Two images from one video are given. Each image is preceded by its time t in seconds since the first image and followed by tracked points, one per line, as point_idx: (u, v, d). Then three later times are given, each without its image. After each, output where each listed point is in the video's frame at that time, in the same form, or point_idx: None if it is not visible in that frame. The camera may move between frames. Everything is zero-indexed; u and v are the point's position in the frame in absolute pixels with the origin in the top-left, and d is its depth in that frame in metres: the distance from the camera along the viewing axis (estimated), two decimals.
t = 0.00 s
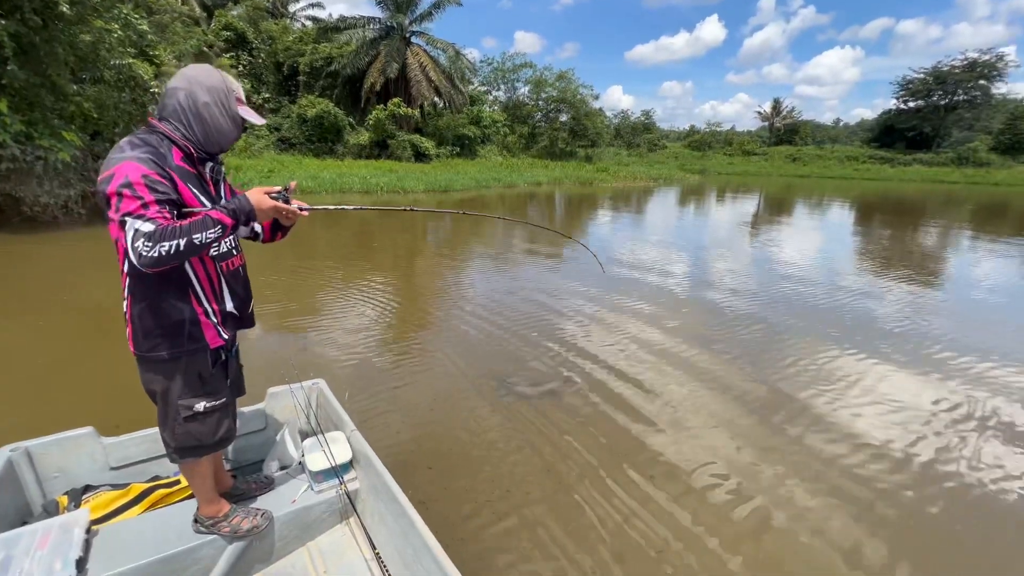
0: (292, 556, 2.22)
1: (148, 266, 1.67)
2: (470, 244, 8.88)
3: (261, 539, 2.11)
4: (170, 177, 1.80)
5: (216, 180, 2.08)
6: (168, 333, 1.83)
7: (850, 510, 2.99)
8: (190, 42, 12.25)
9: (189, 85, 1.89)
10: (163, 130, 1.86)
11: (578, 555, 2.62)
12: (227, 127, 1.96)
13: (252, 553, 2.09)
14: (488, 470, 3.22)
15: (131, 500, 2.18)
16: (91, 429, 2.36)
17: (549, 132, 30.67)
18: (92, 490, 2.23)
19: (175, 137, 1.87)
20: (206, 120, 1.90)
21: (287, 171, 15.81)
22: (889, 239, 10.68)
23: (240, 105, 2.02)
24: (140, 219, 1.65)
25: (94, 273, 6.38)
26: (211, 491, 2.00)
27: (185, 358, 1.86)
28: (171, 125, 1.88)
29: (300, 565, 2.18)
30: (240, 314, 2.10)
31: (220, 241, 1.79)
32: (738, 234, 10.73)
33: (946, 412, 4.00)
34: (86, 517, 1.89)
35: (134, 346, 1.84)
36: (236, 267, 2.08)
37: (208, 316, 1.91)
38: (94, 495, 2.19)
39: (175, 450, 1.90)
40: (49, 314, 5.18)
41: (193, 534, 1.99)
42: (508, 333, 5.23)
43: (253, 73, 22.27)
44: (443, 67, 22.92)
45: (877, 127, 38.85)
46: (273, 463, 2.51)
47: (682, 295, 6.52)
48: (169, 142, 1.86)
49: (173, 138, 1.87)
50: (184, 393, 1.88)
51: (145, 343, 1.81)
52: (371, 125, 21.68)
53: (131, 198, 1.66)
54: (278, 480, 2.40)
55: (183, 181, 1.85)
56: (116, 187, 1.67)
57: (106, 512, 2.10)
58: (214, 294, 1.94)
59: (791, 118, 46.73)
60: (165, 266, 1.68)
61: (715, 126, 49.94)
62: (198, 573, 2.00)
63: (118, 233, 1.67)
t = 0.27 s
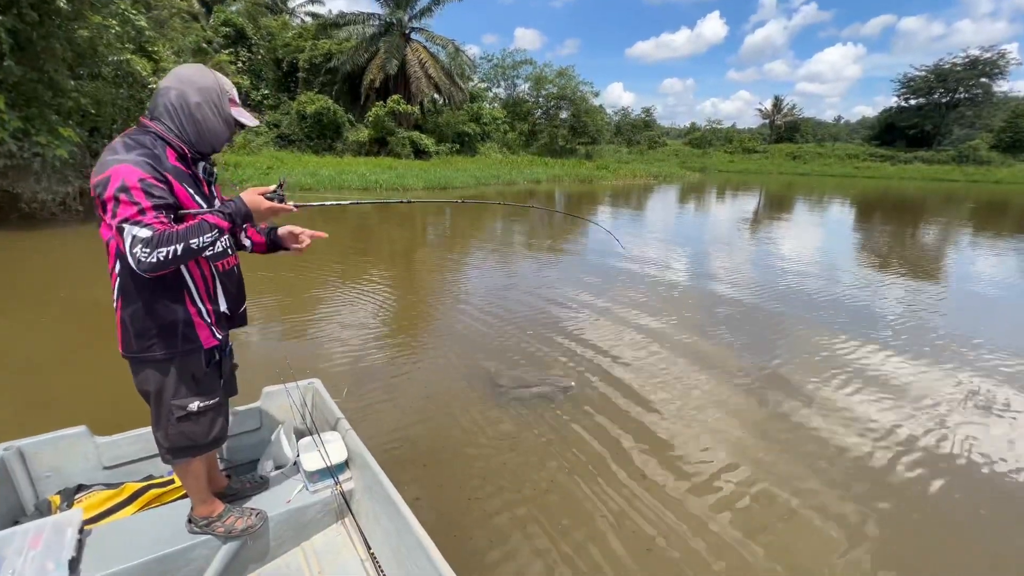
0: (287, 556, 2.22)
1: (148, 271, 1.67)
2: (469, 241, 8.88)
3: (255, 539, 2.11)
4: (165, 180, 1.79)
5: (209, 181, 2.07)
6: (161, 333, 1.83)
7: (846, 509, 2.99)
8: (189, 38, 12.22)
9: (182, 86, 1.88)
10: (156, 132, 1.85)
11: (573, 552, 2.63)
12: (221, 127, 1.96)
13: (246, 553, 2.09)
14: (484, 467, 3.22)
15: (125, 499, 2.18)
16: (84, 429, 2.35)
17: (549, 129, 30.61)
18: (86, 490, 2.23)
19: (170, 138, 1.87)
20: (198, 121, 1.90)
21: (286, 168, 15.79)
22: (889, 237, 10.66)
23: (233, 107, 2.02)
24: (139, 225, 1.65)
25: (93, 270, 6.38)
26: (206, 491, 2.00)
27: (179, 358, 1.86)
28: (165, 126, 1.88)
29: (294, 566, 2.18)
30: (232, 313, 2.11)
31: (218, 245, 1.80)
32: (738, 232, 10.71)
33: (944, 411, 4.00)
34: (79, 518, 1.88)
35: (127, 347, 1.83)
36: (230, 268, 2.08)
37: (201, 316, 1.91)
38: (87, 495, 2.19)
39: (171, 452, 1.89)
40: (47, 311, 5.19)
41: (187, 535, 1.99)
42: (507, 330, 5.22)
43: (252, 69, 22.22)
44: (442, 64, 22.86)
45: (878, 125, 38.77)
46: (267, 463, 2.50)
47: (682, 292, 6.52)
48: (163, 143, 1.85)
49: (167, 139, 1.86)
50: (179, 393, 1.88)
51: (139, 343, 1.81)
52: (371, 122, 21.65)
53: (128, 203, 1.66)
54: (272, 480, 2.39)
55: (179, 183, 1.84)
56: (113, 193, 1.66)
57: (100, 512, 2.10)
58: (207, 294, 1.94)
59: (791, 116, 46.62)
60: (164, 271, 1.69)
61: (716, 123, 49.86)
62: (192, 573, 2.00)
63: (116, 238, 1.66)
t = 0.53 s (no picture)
0: (283, 556, 2.23)
1: (130, 267, 1.67)
2: (470, 240, 8.88)
3: (252, 539, 2.12)
4: (153, 177, 1.79)
5: (202, 179, 2.08)
6: (153, 333, 1.83)
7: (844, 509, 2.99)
8: (189, 36, 12.21)
9: (176, 84, 1.88)
10: (147, 129, 1.85)
11: (570, 551, 2.63)
12: (215, 127, 1.96)
13: (242, 553, 2.10)
14: (481, 466, 3.23)
15: (121, 500, 2.18)
16: (78, 429, 2.35)
17: (551, 127, 30.58)
18: (81, 491, 2.23)
19: (161, 136, 1.87)
20: (191, 119, 1.90)
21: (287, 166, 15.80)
22: (891, 236, 10.63)
23: (228, 106, 2.01)
24: (120, 220, 1.64)
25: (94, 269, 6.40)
26: (200, 491, 2.01)
27: (170, 358, 1.86)
28: (157, 124, 1.88)
29: (291, 565, 2.19)
30: (223, 313, 2.11)
31: (202, 240, 1.76)
32: (739, 231, 10.69)
33: (944, 411, 3.99)
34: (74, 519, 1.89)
35: (117, 347, 1.83)
36: (223, 267, 2.08)
37: (193, 315, 1.91)
38: (83, 496, 2.19)
39: (163, 452, 1.90)
40: (47, 309, 5.20)
41: (183, 535, 2.00)
42: (506, 329, 5.22)
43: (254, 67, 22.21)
44: (443, 62, 22.83)
45: (880, 123, 38.65)
46: (264, 462, 2.51)
47: (682, 291, 6.51)
48: (153, 141, 1.85)
49: (158, 136, 1.86)
50: (170, 393, 1.88)
51: (130, 344, 1.81)
52: (372, 120, 21.65)
53: (111, 199, 1.66)
54: (269, 479, 2.39)
55: (167, 180, 1.84)
56: (96, 188, 1.66)
57: (95, 513, 2.11)
58: (198, 294, 1.94)
59: (793, 114, 46.47)
60: (144, 267, 1.68)
61: (717, 121, 49.74)
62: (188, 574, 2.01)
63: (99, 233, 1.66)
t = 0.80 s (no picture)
0: (285, 555, 2.23)
1: (118, 263, 1.65)
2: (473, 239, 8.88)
3: (253, 538, 2.13)
4: (156, 177, 1.79)
5: (205, 181, 2.08)
6: (150, 334, 1.84)
7: (847, 509, 2.97)
8: (193, 37, 12.25)
9: (183, 86, 1.89)
10: (153, 129, 1.86)
11: (570, 551, 2.62)
12: (220, 129, 1.96)
13: (243, 552, 2.10)
14: (482, 465, 3.22)
15: (121, 500, 2.19)
16: (78, 430, 2.36)
17: (553, 127, 30.53)
18: (82, 491, 2.23)
19: (166, 137, 1.88)
20: (197, 122, 1.90)
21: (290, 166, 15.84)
22: (896, 235, 10.57)
23: (234, 109, 2.01)
24: (113, 216, 1.64)
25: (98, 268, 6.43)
26: (200, 490, 2.01)
27: (167, 358, 1.87)
28: (163, 125, 1.89)
29: (293, 564, 2.19)
30: (223, 315, 2.11)
31: (196, 248, 1.77)
32: (743, 230, 10.65)
33: (949, 411, 3.96)
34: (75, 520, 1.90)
35: (116, 347, 1.85)
36: (222, 269, 2.08)
37: (190, 316, 1.91)
38: (84, 496, 2.19)
39: (159, 453, 1.90)
40: (52, 308, 5.23)
41: (184, 535, 2.00)
42: (509, 328, 5.22)
43: (257, 67, 22.28)
44: (446, 61, 22.82)
45: (884, 122, 38.44)
46: (264, 461, 2.51)
47: (685, 290, 6.49)
48: (158, 141, 1.85)
49: (163, 137, 1.87)
50: (167, 394, 1.89)
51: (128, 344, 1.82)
52: (375, 120, 21.67)
53: (106, 195, 1.66)
54: (269, 478, 2.40)
55: (169, 182, 1.84)
56: (95, 184, 1.66)
57: (96, 513, 2.11)
58: (196, 295, 1.94)
59: (798, 113, 46.27)
60: (133, 265, 1.67)
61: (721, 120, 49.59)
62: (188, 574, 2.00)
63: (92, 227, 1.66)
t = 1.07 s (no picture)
0: (289, 553, 2.24)
1: (168, 239, 1.63)
2: (477, 239, 8.87)
3: (258, 536, 2.14)
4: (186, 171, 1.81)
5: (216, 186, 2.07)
6: (153, 333, 1.85)
7: (852, 512, 2.95)
8: (200, 38, 12.31)
9: (204, 93, 1.90)
10: (178, 127, 1.87)
11: (573, 552, 2.61)
12: (236, 137, 1.96)
13: (247, 550, 2.11)
14: (485, 465, 3.22)
15: (127, 498, 2.20)
16: (84, 429, 2.38)
17: (558, 126, 30.47)
18: (88, 489, 2.26)
19: (190, 136, 1.88)
20: (216, 129, 1.91)
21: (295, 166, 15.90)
22: (904, 235, 10.48)
23: (251, 120, 2.02)
24: (170, 192, 1.66)
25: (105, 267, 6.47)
26: (204, 490, 2.02)
27: (170, 358, 1.88)
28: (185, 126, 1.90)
29: (297, 562, 2.20)
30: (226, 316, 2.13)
31: (244, 262, 1.74)
32: (749, 229, 10.59)
33: (956, 413, 3.93)
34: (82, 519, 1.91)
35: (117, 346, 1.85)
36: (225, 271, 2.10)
37: (193, 317, 1.92)
38: (89, 495, 2.21)
39: (164, 453, 1.92)
40: (60, 307, 5.28)
41: (189, 533, 2.02)
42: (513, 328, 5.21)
43: (263, 67, 22.36)
44: (451, 61, 22.83)
45: (892, 121, 38.12)
46: (268, 460, 2.51)
47: (690, 290, 6.46)
48: (183, 139, 1.86)
49: (186, 137, 1.87)
50: (170, 394, 1.90)
51: (131, 343, 1.83)
52: (379, 119, 21.71)
53: (158, 172, 1.67)
54: (273, 477, 2.40)
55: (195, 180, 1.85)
56: (144, 161, 1.68)
57: (101, 511, 2.12)
58: (200, 296, 1.95)
59: (804, 111, 45.94)
60: (181, 246, 1.64)
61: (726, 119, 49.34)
62: (193, 572, 2.01)
63: (142, 201, 1.65)
